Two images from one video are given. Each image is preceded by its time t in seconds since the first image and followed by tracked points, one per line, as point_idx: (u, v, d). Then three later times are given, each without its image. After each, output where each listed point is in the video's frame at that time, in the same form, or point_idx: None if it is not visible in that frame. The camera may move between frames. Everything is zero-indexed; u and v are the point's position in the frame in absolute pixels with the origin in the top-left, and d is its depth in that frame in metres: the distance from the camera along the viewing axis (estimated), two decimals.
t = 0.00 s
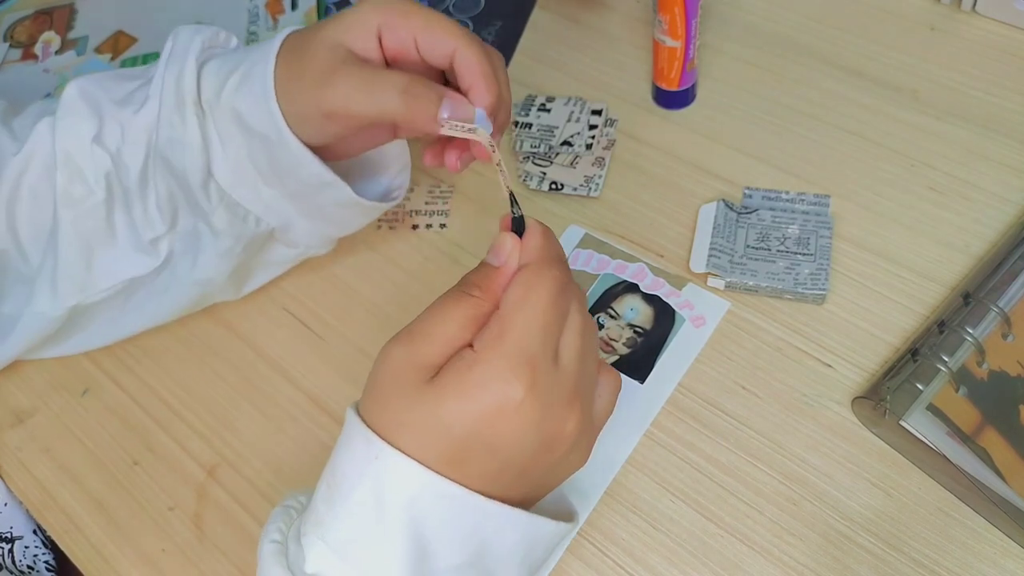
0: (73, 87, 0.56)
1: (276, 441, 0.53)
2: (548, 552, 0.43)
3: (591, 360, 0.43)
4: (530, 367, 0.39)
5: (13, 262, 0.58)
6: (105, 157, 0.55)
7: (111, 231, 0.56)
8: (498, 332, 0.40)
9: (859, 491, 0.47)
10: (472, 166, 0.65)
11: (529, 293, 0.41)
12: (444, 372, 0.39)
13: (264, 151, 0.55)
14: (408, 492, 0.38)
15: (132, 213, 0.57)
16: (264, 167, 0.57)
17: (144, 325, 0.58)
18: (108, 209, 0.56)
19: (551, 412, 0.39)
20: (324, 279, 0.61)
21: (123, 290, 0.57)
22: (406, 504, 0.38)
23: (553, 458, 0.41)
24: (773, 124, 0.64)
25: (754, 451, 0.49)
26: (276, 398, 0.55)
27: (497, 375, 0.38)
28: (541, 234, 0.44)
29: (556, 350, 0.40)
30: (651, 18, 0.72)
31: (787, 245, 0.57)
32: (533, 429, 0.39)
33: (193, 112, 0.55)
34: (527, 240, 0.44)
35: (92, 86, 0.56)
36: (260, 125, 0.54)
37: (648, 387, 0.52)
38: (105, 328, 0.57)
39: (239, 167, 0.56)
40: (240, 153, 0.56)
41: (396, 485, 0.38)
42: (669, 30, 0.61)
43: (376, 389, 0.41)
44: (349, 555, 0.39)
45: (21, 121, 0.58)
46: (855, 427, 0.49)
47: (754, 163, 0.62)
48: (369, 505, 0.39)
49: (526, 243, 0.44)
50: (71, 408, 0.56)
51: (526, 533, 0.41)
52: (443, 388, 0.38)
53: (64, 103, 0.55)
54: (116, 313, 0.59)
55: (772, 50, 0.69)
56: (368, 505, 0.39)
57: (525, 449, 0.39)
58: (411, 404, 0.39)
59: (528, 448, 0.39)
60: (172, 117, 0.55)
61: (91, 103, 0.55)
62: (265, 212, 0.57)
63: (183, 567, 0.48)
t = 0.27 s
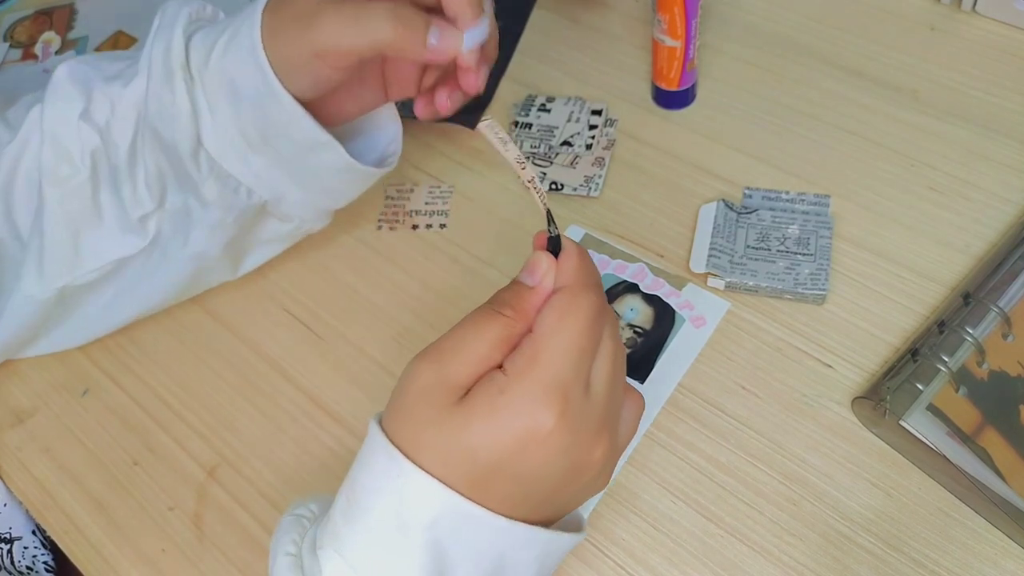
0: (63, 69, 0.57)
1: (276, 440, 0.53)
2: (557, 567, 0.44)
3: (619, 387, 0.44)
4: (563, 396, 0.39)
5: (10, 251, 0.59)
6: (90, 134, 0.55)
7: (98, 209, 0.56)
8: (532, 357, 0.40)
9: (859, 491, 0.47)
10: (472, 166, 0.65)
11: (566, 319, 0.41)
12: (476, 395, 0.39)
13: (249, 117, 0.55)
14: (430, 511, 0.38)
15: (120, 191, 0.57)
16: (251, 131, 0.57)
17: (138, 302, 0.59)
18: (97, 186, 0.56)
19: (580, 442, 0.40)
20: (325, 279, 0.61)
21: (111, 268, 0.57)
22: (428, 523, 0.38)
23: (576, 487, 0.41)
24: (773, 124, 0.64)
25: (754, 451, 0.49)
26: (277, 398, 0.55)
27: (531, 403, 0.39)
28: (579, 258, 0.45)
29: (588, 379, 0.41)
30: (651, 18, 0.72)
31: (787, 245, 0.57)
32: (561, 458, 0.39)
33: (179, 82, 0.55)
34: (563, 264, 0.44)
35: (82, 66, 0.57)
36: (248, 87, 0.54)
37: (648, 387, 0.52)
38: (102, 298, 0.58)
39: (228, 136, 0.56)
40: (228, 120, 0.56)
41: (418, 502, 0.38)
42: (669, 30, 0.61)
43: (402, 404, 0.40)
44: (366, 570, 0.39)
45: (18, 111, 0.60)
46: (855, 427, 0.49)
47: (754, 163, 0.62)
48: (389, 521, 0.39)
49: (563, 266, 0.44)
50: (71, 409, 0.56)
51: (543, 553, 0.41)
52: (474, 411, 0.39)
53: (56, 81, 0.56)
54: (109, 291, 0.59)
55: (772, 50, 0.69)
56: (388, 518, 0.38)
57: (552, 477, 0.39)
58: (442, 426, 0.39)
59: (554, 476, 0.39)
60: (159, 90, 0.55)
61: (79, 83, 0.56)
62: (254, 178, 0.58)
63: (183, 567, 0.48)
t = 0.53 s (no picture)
0: None
1: (276, 439, 0.53)
2: None
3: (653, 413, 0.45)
4: (606, 416, 0.40)
5: None
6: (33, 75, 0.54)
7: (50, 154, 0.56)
8: (579, 375, 0.41)
9: (859, 490, 0.47)
10: (472, 165, 0.65)
11: (613, 340, 0.42)
12: (518, 407, 0.40)
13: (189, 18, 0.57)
14: (464, 520, 0.38)
15: (89, 137, 0.58)
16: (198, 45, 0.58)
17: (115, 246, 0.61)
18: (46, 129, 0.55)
19: (616, 464, 0.41)
20: (324, 278, 0.60)
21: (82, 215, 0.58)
22: (460, 532, 0.38)
23: (606, 507, 0.42)
24: (773, 124, 0.64)
25: (754, 450, 0.49)
26: (276, 396, 0.55)
27: (574, 420, 0.39)
28: (627, 279, 0.46)
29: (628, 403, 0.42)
30: (651, 17, 0.72)
31: (787, 244, 0.57)
32: (597, 476, 0.40)
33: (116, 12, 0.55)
34: (612, 286, 0.45)
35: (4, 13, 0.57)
36: None
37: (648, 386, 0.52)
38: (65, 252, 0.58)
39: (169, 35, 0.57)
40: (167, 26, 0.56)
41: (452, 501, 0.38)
42: (669, 30, 0.61)
43: (441, 410, 0.41)
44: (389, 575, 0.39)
45: None
46: (855, 427, 0.50)
47: (754, 162, 0.62)
48: (420, 527, 0.38)
49: (612, 286, 0.45)
50: (71, 407, 0.56)
51: (563, 562, 0.42)
52: (516, 424, 0.39)
53: None
54: (98, 238, 0.61)
55: (773, 50, 0.69)
56: (419, 518, 0.38)
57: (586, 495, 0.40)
58: (483, 437, 0.39)
59: (588, 495, 0.40)
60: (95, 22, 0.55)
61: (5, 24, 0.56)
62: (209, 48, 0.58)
63: (183, 566, 0.48)
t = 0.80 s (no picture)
0: None
1: (275, 440, 0.53)
2: None
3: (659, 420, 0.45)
4: (618, 415, 0.40)
5: None
6: None
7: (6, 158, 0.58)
8: (591, 374, 0.41)
9: (860, 491, 0.47)
10: (472, 165, 0.65)
11: (624, 342, 0.43)
12: (531, 404, 0.40)
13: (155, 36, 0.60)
14: (469, 522, 0.38)
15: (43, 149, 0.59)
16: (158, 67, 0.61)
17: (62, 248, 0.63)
18: None
19: (625, 467, 0.41)
20: (324, 278, 0.60)
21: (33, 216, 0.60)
22: (465, 535, 0.38)
23: (614, 509, 0.42)
24: (773, 124, 0.64)
25: (754, 451, 0.49)
26: (276, 397, 0.55)
27: (587, 419, 0.40)
28: (636, 285, 0.46)
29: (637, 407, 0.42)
30: (651, 17, 0.72)
31: (787, 244, 0.57)
32: (608, 474, 0.40)
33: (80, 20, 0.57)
34: (622, 291, 0.46)
35: None
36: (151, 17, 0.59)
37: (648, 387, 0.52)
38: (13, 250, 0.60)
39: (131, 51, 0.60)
40: (131, 41, 0.59)
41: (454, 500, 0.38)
42: (669, 30, 0.60)
43: (453, 406, 0.41)
44: None
45: None
46: (855, 427, 0.49)
47: (754, 162, 0.62)
48: (423, 532, 0.38)
49: (622, 291, 0.46)
50: (70, 407, 0.56)
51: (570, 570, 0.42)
52: (529, 420, 0.39)
53: None
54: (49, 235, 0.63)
55: (772, 50, 0.69)
56: (423, 518, 0.38)
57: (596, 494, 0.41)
58: (496, 433, 0.39)
59: (597, 494, 0.40)
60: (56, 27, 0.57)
61: None
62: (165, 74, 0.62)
63: (183, 566, 0.48)
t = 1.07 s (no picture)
0: None
1: (276, 439, 0.53)
2: None
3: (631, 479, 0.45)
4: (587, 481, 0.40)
5: None
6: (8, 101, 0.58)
7: (18, 178, 0.59)
8: (564, 436, 0.41)
9: (860, 490, 0.47)
10: (472, 165, 0.65)
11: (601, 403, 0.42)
12: (498, 465, 0.39)
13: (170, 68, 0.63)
14: None
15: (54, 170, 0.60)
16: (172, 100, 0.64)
17: (61, 267, 0.63)
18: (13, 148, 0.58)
19: (594, 534, 0.40)
20: (324, 278, 0.60)
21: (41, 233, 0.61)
22: None
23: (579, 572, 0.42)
24: (773, 124, 0.64)
25: (754, 451, 0.49)
26: (277, 397, 0.55)
27: (555, 483, 0.39)
28: (616, 344, 0.46)
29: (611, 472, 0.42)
30: (651, 17, 0.72)
31: (787, 244, 0.57)
32: (573, 541, 0.40)
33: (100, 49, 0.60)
34: (601, 351, 0.45)
35: None
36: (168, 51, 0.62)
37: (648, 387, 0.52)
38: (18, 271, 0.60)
39: (148, 82, 0.62)
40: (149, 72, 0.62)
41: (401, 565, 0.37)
42: (669, 30, 0.60)
43: (418, 464, 0.40)
44: None
45: None
46: (855, 427, 0.49)
47: (754, 162, 0.62)
48: None
49: (601, 351, 0.45)
50: (70, 407, 0.56)
51: None
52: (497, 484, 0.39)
53: None
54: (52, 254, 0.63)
55: (772, 50, 0.69)
56: (371, 575, 0.38)
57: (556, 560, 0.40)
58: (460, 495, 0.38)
59: (563, 560, 0.40)
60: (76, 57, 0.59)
61: None
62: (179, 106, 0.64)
63: (183, 566, 0.48)
